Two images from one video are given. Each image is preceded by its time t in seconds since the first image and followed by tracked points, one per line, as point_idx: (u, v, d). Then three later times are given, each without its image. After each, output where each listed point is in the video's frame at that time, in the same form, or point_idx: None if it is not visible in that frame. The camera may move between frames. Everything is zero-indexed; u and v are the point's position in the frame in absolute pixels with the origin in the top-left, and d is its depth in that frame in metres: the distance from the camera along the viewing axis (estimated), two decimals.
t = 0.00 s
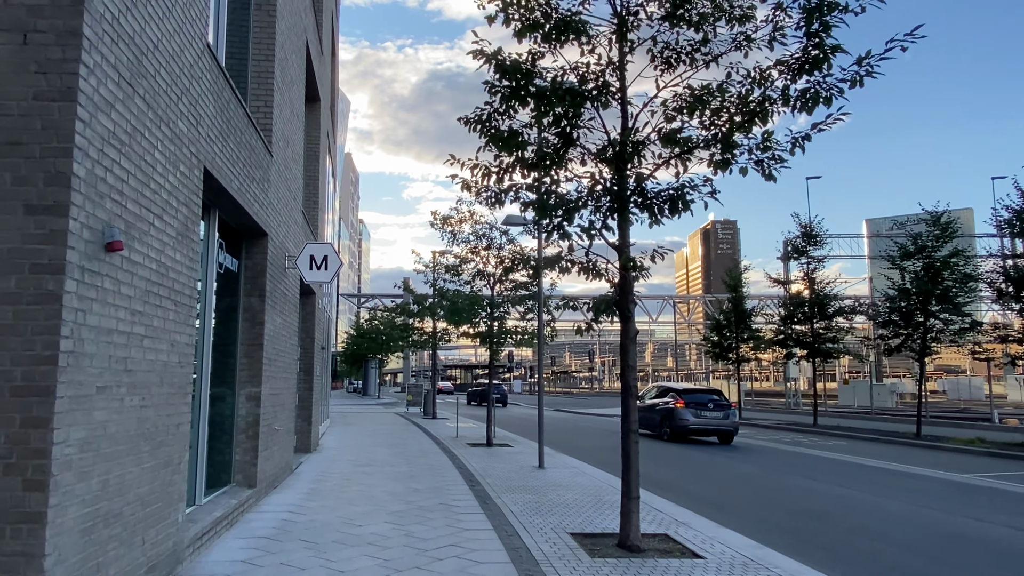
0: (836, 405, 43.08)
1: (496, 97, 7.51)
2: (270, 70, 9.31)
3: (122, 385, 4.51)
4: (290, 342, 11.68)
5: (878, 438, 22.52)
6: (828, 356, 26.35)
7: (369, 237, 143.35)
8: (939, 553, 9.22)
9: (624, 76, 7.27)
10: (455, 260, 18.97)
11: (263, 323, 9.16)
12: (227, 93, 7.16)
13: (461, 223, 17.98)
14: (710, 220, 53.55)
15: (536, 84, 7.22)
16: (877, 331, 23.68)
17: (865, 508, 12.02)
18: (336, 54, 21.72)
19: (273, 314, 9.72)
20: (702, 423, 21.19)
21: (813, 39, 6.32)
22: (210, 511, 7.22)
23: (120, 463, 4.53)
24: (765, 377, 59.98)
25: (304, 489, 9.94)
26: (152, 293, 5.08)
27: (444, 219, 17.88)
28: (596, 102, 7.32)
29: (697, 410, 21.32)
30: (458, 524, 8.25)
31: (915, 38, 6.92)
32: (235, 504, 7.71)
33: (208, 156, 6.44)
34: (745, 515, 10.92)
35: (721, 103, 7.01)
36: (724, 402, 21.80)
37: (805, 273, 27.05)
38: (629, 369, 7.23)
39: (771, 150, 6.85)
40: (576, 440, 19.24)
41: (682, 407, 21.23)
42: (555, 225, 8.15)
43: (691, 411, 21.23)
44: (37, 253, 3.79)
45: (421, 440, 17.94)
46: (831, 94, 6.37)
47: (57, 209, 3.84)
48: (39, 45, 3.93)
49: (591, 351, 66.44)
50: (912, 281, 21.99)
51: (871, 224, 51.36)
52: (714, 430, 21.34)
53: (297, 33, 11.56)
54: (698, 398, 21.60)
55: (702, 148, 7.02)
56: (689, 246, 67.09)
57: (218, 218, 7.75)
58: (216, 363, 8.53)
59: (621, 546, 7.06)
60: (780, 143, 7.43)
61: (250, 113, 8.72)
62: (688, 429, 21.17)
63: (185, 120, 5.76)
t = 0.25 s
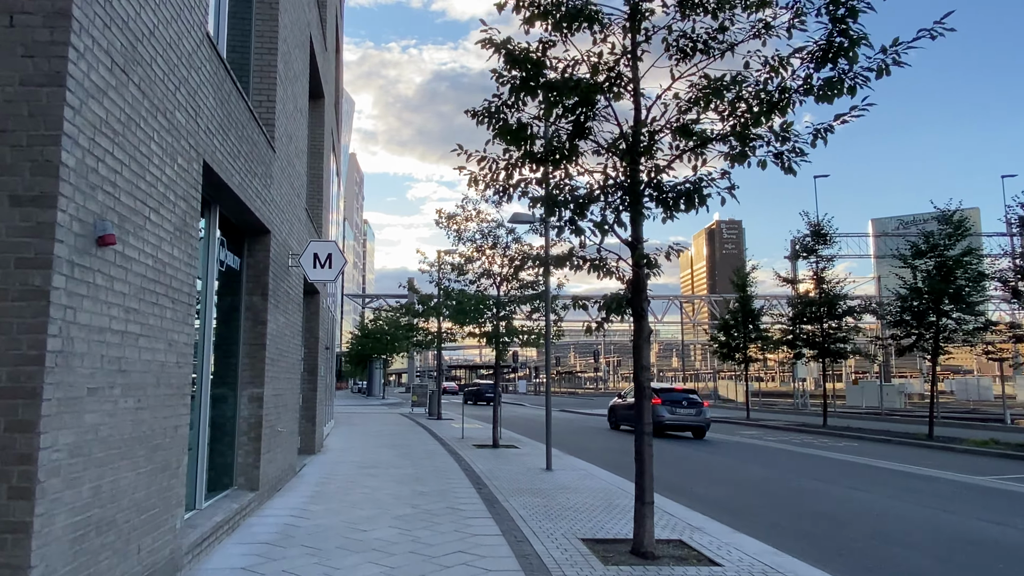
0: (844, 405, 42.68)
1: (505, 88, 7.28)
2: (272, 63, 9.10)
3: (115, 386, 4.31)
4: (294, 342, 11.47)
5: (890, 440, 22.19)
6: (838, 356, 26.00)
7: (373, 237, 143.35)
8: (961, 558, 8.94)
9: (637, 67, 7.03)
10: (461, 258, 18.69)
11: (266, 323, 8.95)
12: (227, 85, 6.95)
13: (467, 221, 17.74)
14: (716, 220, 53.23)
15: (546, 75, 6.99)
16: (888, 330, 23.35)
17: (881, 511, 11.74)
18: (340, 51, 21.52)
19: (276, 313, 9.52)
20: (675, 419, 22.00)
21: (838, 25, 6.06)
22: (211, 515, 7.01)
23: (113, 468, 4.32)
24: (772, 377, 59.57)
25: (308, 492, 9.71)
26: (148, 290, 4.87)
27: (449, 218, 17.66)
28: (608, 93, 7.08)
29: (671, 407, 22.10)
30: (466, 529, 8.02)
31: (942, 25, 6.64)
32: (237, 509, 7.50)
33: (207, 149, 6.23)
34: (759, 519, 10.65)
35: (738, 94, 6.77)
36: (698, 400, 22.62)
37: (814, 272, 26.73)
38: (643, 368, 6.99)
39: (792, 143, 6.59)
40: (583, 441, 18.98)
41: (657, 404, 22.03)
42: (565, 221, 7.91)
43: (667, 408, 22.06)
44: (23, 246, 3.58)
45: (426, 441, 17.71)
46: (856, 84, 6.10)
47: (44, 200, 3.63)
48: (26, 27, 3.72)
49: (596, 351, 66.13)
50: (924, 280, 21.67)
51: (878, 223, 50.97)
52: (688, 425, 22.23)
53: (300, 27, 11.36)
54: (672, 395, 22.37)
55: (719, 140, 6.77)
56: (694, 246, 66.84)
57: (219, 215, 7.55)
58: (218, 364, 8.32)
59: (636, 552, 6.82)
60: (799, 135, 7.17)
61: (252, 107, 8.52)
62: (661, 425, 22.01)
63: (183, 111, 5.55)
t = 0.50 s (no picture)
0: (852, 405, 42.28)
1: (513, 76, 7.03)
2: (274, 54, 8.88)
3: (104, 383, 4.09)
4: (296, 341, 11.25)
5: (901, 440, 21.83)
6: (848, 355, 25.65)
7: (377, 237, 143.32)
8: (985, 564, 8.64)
9: (650, 54, 6.78)
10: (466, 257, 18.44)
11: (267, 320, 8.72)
12: (226, 74, 6.72)
13: (473, 218, 17.51)
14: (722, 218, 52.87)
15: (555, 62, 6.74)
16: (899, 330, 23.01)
17: (897, 514, 11.44)
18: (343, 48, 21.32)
19: (277, 311, 9.30)
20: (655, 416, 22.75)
21: (864, 7, 5.78)
22: (210, 518, 6.78)
23: (101, 471, 4.09)
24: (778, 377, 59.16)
25: (310, 494, 9.47)
26: (141, 283, 4.64)
27: (454, 215, 17.43)
28: (619, 81, 6.83)
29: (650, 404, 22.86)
30: (472, 533, 7.77)
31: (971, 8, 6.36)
32: (236, 512, 7.27)
33: (204, 138, 6.00)
34: (773, 523, 10.36)
35: (756, 81, 6.50)
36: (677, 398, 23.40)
37: (823, 270, 26.39)
38: (656, 367, 6.73)
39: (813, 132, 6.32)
40: (590, 442, 18.71)
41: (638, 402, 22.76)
42: (574, 215, 7.66)
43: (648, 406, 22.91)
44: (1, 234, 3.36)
45: (431, 441, 17.47)
46: (882, 68, 5.82)
47: (24, 185, 3.40)
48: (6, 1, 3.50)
49: (602, 351, 65.84)
50: (936, 278, 21.33)
51: (885, 221, 50.59)
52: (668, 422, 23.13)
53: (303, 20, 11.15)
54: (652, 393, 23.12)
55: (736, 129, 6.50)
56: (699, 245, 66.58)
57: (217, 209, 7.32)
58: (217, 362, 8.10)
59: (648, 558, 6.56)
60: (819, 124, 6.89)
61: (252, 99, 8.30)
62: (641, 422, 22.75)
63: (178, 97, 5.32)
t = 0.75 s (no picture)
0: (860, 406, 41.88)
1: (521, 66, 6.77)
2: (275, 46, 8.64)
3: (90, 386, 3.86)
4: (299, 341, 11.02)
5: (914, 442, 21.47)
6: (859, 356, 25.30)
7: (381, 237, 143.37)
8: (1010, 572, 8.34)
9: (664, 42, 6.51)
10: (471, 256, 18.18)
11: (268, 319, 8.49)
12: (224, 64, 6.49)
13: (478, 217, 17.25)
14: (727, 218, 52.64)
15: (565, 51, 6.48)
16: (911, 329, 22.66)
17: (915, 518, 11.13)
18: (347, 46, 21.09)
19: (279, 311, 9.07)
20: (638, 414, 23.57)
21: None
22: (208, 525, 6.55)
23: (89, 479, 3.86)
24: (784, 377, 58.73)
25: (313, 498, 9.24)
26: (132, 280, 4.41)
27: (459, 214, 17.19)
28: (632, 71, 6.57)
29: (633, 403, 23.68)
30: (480, 539, 7.52)
31: None
32: (236, 517, 7.04)
33: (201, 130, 5.76)
34: (788, 528, 10.08)
35: (776, 69, 6.23)
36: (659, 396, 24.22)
37: (832, 269, 26.06)
38: (671, 368, 6.46)
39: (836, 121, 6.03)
40: (597, 443, 18.44)
41: (622, 401, 23.53)
42: (585, 210, 7.40)
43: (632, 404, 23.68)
44: None
45: (436, 443, 17.23)
46: (912, 54, 5.53)
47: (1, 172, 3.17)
48: None
49: (607, 351, 65.55)
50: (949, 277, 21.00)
51: (891, 221, 50.25)
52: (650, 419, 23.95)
53: (305, 14, 10.93)
54: (635, 391, 23.93)
55: (754, 119, 6.23)
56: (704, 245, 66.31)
57: (216, 205, 7.10)
58: (217, 363, 7.88)
59: (663, 567, 6.31)
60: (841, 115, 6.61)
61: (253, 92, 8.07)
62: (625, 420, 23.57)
63: (172, 86, 5.09)
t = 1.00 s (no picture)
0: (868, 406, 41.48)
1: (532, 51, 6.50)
2: (277, 35, 8.39)
3: (78, 382, 3.62)
4: (303, 339, 10.79)
5: (927, 443, 21.12)
6: (870, 355, 24.93)
7: (385, 237, 143.41)
8: None
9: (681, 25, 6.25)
10: (477, 253, 17.92)
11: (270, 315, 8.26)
12: (225, 49, 6.26)
13: (484, 213, 17.00)
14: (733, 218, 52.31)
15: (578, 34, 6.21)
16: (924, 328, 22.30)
17: (935, 520, 10.83)
18: (351, 42, 20.85)
19: (282, 307, 8.83)
20: (624, 412, 24.36)
21: None
22: (207, 527, 6.32)
23: (76, 481, 3.62)
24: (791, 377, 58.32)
25: (317, 500, 9.01)
26: (124, 269, 4.17)
27: (464, 210, 16.94)
28: (647, 54, 6.29)
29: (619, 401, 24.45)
30: (489, 543, 7.26)
31: None
32: (237, 520, 6.80)
33: (199, 115, 5.53)
34: (805, 531, 9.79)
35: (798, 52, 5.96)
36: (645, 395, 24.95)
37: (843, 267, 25.70)
38: (689, 364, 6.19)
39: (864, 104, 5.75)
40: (606, 443, 18.16)
41: (608, 398, 24.26)
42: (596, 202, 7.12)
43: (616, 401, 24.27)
44: None
45: (442, 443, 16.99)
46: (945, 31, 5.26)
47: None
48: None
49: (612, 351, 65.17)
50: (963, 275, 20.65)
51: (898, 220, 49.90)
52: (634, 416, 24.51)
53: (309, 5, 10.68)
54: (621, 389, 24.69)
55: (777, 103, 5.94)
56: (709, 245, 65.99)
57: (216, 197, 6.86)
58: (218, 360, 7.64)
59: (681, 572, 6.05)
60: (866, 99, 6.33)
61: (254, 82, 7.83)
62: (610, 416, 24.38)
63: (169, 67, 4.85)
